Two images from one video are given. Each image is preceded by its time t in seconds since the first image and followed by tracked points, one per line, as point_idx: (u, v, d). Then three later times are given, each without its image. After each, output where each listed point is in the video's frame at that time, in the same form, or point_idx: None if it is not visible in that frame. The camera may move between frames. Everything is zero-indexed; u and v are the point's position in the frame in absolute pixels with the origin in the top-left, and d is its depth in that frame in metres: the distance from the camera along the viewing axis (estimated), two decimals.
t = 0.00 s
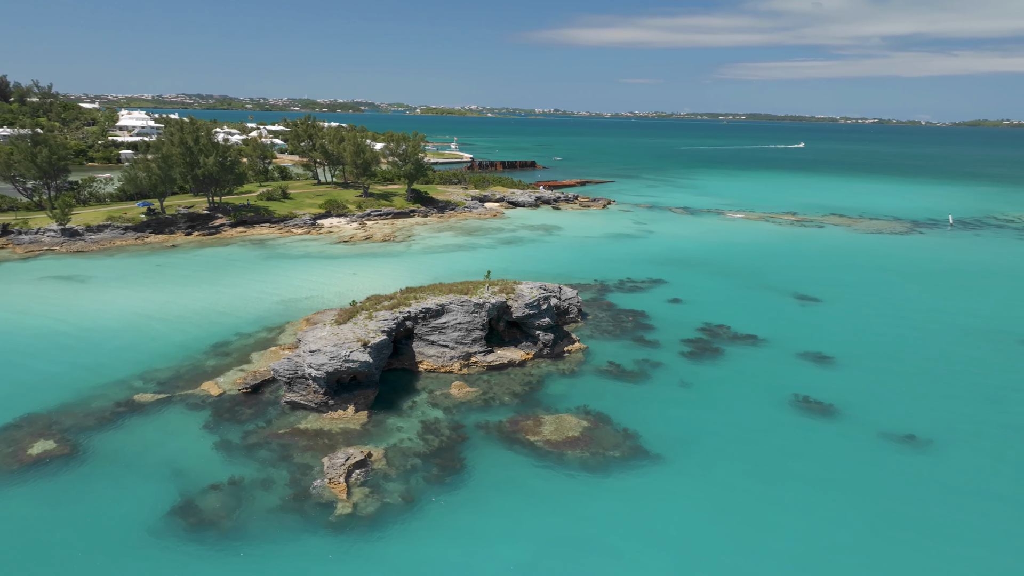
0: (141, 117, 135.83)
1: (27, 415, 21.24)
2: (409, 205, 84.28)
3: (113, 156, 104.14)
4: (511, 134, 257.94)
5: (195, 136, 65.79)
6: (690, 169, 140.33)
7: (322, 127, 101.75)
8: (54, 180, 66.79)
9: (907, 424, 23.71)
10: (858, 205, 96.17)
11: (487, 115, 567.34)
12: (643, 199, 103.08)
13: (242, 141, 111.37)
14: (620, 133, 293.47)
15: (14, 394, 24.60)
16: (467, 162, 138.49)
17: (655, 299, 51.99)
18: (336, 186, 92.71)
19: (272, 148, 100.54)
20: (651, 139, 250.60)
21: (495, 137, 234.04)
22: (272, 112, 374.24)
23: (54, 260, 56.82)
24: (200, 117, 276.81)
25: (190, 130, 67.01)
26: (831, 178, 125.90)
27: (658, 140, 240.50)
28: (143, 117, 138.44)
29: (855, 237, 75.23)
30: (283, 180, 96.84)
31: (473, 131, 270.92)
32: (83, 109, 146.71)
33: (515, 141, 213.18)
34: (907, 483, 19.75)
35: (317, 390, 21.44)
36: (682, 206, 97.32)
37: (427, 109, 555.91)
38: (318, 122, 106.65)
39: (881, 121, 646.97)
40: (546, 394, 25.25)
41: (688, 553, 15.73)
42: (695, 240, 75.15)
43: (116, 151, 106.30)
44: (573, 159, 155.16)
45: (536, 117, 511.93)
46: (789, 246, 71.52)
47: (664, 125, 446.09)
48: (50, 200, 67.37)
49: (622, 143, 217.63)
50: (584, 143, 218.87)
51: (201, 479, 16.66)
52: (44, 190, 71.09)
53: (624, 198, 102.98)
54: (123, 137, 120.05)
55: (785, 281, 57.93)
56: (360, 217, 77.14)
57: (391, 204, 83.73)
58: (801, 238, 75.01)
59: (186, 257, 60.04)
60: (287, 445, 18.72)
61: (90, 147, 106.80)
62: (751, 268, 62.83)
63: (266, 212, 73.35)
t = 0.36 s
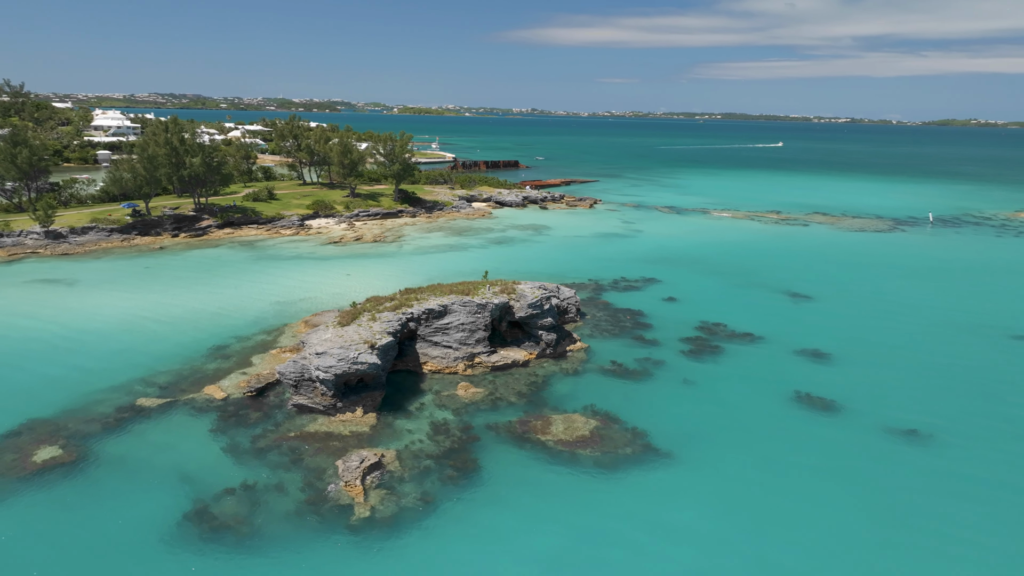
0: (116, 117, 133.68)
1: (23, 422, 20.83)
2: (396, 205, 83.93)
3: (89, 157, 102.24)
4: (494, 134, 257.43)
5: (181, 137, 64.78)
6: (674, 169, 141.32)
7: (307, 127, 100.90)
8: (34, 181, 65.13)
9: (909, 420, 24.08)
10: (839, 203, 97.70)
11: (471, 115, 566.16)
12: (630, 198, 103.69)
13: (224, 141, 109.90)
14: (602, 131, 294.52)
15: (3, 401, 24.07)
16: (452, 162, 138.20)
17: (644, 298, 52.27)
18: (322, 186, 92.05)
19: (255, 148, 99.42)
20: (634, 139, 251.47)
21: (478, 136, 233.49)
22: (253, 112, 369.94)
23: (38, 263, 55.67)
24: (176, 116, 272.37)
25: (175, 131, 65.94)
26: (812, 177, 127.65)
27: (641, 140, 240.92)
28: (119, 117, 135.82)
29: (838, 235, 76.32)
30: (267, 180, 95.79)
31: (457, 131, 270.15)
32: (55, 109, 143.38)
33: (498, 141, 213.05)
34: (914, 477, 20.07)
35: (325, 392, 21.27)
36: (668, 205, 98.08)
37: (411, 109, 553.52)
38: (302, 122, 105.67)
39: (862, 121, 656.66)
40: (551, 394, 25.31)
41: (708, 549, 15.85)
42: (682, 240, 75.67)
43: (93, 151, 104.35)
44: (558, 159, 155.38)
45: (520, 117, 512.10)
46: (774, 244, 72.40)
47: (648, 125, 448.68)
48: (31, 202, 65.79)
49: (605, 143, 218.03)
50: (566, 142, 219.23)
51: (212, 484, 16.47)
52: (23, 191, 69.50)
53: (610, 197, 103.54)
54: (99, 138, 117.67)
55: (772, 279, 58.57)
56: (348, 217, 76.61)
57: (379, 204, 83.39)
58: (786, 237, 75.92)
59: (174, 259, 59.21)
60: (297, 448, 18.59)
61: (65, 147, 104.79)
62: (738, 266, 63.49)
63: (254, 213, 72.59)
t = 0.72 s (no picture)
0: (92, 117, 131.37)
1: (21, 429, 20.47)
2: (384, 206, 83.55)
3: (67, 157, 100.47)
4: (478, 133, 256.89)
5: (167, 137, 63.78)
6: (659, 168, 142.25)
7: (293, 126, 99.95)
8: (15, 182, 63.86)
9: (910, 415, 24.48)
10: (822, 202, 99.06)
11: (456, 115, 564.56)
12: (617, 197, 104.20)
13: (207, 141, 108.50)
14: (586, 130, 295.47)
15: None
16: (437, 161, 137.83)
17: (636, 297, 52.48)
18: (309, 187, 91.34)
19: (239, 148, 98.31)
20: (619, 138, 252.11)
21: (462, 136, 233.00)
22: (234, 112, 365.38)
23: (23, 266, 54.65)
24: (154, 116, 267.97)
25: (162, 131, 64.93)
26: (794, 176, 129.27)
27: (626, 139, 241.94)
28: (95, 117, 133.37)
29: (824, 233, 77.31)
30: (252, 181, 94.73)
31: (441, 130, 269.38)
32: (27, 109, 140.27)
33: (482, 141, 212.84)
34: (919, 471, 20.40)
35: (333, 395, 21.13)
36: (655, 204, 98.70)
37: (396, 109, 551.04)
38: (286, 121, 104.73)
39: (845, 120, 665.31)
40: (557, 394, 25.37)
41: (724, 545, 16.01)
42: (671, 239, 76.19)
43: (70, 152, 102.57)
44: (544, 159, 155.46)
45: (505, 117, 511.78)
46: (761, 243, 73.15)
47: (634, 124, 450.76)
48: (12, 204, 64.50)
49: (589, 143, 218.73)
50: (550, 142, 219.50)
51: (224, 488, 16.33)
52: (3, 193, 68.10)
53: (596, 197, 103.98)
54: (76, 139, 115.56)
55: (762, 277, 59.17)
56: (337, 218, 76.10)
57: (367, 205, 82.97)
58: (771, 235, 76.75)
59: (163, 261, 58.42)
60: (308, 451, 18.45)
61: (41, 147, 102.80)
62: (726, 265, 64.05)
63: (242, 214, 71.84)
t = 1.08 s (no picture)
0: (65, 116, 128.55)
1: (18, 437, 20.07)
2: (372, 206, 83.12)
3: (42, 158, 98.33)
4: (460, 132, 256.31)
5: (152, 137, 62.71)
6: (643, 167, 143.16)
7: (278, 125, 98.86)
8: None
9: (909, 410, 24.98)
10: (805, 200, 100.50)
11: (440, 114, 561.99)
12: (603, 196, 104.69)
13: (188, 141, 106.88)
14: (569, 129, 295.19)
15: None
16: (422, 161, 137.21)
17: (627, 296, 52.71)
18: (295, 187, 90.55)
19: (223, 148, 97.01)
20: (600, 137, 252.92)
21: (443, 136, 232.04)
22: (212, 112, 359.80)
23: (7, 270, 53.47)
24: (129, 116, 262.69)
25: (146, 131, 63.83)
26: (776, 174, 130.88)
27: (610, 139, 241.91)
28: (69, 116, 130.62)
29: (808, 231, 78.37)
30: (235, 181, 93.52)
31: (424, 130, 268.01)
32: None
33: (465, 141, 212.29)
34: (923, 463, 20.82)
35: (342, 397, 21.02)
36: (641, 203, 99.32)
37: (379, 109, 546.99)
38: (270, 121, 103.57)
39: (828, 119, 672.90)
40: (562, 393, 25.46)
41: (739, 540, 16.24)
42: (658, 237, 76.66)
43: (46, 153, 100.38)
44: (528, 159, 155.28)
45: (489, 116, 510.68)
46: (746, 241, 73.96)
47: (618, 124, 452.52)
48: None
49: (571, 142, 219.13)
50: (531, 141, 219.50)
51: (238, 493, 16.22)
52: None
53: (582, 196, 104.40)
54: (50, 139, 112.93)
55: (749, 275, 59.84)
56: (325, 218, 75.54)
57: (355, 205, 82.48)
58: (755, 234, 77.62)
59: (152, 263, 57.56)
60: (320, 454, 18.36)
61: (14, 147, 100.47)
62: (713, 264, 64.61)
63: (229, 215, 70.96)
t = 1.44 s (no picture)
0: (38, 117, 126.00)
1: (15, 444, 19.67)
2: (359, 207, 82.69)
3: (17, 159, 96.20)
4: (444, 131, 255.35)
5: (137, 138, 61.60)
6: (628, 166, 143.99)
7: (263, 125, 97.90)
8: None
9: (910, 405, 25.43)
10: (788, 198, 101.79)
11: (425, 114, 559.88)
12: (590, 196, 105.18)
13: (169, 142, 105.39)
14: (553, 129, 296.39)
15: None
16: (407, 161, 136.71)
17: (620, 295, 52.99)
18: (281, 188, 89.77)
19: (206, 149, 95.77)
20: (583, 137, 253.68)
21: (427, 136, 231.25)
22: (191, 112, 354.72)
23: None
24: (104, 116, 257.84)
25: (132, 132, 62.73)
26: (759, 173, 132.32)
27: (594, 138, 242.35)
28: (44, 116, 128.06)
29: (794, 229, 79.32)
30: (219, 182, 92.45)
31: (409, 130, 266.91)
32: None
33: (448, 141, 211.56)
34: (928, 457, 21.17)
35: (351, 399, 20.93)
36: (628, 202, 99.88)
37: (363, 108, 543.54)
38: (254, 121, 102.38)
39: (811, 119, 680.59)
40: (567, 393, 25.56)
41: (754, 534, 16.44)
42: (646, 237, 77.08)
43: (21, 154, 98.20)
44: (514, 158, 155.19)
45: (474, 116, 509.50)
46: (731, 240, 74.71)
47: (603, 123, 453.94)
48: None
49: (555, 142, 219.40)
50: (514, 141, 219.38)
51: (252, 497, 16.14)
52: None
53: (569, 196, 104.81)
54: (25, 139, 110.55)
55: (739, 273, 60.43)
56: (314, 218, 74.95)
57: (343, 205, 82.00)
58: (741, 232, 78.41)
59: (141, 266, 56.73)
60: (331, 456, 18.27)
61: None
62: (700, 262, 65.15)
63: (216, 216, 70.14)
